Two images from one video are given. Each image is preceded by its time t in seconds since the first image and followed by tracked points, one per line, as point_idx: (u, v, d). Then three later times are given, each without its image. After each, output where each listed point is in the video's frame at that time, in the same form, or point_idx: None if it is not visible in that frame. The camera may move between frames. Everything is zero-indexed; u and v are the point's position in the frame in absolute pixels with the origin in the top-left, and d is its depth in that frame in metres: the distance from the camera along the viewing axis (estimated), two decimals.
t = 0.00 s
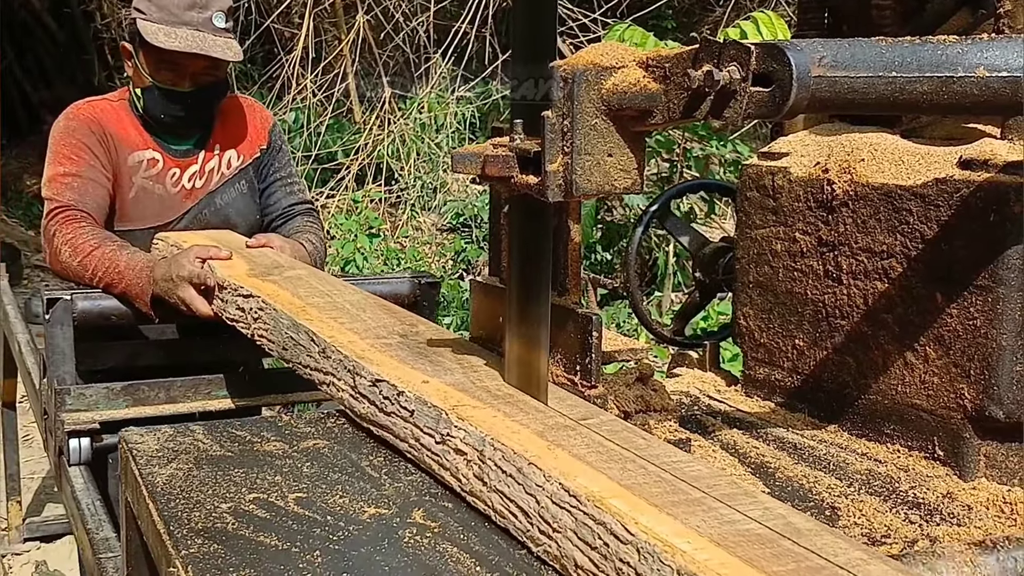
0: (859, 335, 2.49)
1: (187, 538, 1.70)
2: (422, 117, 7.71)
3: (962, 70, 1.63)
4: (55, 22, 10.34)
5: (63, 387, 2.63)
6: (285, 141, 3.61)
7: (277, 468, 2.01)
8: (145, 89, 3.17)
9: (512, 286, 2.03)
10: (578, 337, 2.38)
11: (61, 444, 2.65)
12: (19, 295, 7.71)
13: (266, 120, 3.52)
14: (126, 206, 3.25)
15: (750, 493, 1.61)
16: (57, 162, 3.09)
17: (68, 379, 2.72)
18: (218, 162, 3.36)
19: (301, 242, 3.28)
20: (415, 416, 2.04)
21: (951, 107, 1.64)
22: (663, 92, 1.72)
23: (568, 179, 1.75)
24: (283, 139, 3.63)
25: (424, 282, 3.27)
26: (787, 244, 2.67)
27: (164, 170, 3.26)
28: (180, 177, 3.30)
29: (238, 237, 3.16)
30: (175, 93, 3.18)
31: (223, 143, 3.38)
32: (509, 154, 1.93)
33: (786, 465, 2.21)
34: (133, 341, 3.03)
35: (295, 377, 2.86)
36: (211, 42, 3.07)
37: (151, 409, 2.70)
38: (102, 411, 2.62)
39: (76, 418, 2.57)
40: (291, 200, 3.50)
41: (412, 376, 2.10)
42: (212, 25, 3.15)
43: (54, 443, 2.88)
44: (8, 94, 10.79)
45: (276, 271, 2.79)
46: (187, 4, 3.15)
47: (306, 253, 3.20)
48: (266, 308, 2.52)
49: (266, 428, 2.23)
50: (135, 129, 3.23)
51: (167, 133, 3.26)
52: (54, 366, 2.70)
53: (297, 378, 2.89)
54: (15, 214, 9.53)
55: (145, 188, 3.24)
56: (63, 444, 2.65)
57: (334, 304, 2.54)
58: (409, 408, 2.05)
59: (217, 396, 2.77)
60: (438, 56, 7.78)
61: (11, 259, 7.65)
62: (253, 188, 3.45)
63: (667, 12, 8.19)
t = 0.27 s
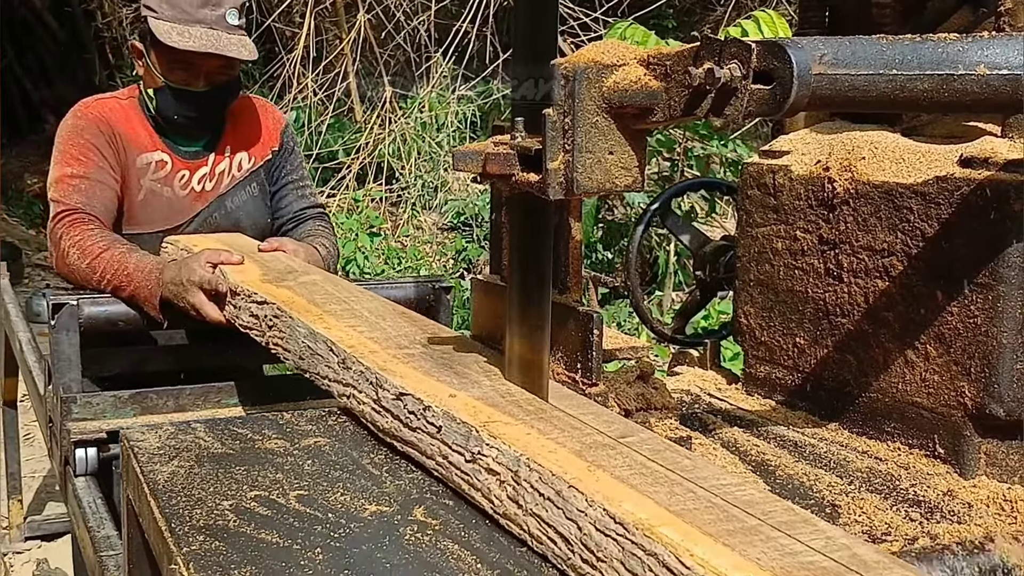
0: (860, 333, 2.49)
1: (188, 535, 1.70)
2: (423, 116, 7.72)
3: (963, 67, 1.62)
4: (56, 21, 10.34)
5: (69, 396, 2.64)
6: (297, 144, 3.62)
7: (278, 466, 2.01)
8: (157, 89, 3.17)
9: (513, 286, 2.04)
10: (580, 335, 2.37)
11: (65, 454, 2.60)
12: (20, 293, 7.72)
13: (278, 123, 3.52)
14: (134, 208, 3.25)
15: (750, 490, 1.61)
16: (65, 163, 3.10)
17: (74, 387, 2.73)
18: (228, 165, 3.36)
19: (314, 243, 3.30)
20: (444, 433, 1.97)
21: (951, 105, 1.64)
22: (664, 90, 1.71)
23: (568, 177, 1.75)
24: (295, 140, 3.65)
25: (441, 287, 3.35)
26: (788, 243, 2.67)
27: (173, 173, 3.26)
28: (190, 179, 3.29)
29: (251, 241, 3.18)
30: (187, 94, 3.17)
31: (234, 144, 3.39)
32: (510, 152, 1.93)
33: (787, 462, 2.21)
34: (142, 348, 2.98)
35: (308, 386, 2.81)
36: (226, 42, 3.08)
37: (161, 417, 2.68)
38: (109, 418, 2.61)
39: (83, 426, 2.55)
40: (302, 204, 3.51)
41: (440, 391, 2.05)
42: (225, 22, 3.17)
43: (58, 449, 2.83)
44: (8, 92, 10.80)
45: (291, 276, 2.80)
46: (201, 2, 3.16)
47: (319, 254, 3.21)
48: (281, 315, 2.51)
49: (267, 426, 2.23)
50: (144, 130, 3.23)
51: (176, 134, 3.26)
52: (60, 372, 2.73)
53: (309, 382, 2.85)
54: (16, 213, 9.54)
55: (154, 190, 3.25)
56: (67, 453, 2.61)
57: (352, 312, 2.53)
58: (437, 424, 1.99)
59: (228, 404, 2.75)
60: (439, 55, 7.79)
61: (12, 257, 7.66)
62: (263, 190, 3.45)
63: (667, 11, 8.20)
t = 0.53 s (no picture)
0: (858, 331, 2.49)
1: (187, 533, 1.71)
2: (423, 115, 7.72)
3: (961, 66, 1.63)
4: (55, 21, 10.34)
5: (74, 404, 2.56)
6: (306, 145, 3.66)
7: (277, 464, 2.01)
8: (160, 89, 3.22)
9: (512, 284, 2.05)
10: (578, 333, 2.36)
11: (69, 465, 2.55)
12: (20, 293, 7.73)
13: (288, 124, 3.57)
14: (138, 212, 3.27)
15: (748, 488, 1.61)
16: (62, 166, 3.14)
17: (78, 395, 2.66)
18: (234, 165, 3.39)
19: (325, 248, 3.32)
20: (472, 450, 1.88)
21: (949, 104, 1.64)
22: (662, 89, 1.72)
23: (568, 176, 1.76)
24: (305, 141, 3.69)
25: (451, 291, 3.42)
26: (787, 242, 2.67)
27: (176, 174, 3.29)
28: (194, 181, 3.32)
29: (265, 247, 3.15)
30: (191, 93, 3.22)
31: (241, 145, 3.42)
32: (508, 150, 1.93)
33: (786, 461, 2.21)
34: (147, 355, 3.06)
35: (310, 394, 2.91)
36: (231, 39, 3.12)
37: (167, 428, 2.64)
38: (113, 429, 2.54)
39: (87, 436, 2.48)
40: (313, 205, 3.54)
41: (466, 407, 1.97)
42: (230, 18, 3.21)
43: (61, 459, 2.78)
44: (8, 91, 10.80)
45: (303, 282, 2.80)
46: None
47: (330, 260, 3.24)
48: (295, 323, 2.50)
49: (266, 424, 2.23)
50: (146, 133, 3.26)
51: (181, 135, 3.30)
52: (64, 381, 2.64)
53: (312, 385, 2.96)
54: (16, 212, 9.55)
55: (157, 192, 3.27)
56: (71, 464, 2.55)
57: (367, 319, 2.53)
58: (464, 441, 1.90)
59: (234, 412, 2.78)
60: (438, 54, 7.79)
61: (12, 256, 7.67)
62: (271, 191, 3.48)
63: (667, 10, 8.21)
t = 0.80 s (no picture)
0: (856, 330, 2.49)
1: (185, 532, 1.71)
2: (422, 114, 7.72)
3: (958, 65, 1.64)
4: (55, 20, 10.35)
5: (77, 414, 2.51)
6: (321, 144, 3.70)
7: (275, 463, 2.02)
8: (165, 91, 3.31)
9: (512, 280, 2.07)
10: (576, 332, 2.35)
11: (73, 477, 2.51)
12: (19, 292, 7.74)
13: (306, 124, 3.64)
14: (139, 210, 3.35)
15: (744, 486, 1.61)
16: (56, 167, 3.26)
17: (82, 405, 2.63)
18: (240, 165, 3.47)
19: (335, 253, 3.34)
20: (504, 473, 1.77)
21: (947, 104, 1.65)
22: (659, 88, 1.73)
23: (565, 174, 1.77)
24: (319, 140, 3.74)
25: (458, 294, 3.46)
26: (784, 241, 2.67)
27: (175, 173, 3.37)
28: (194, 179, 3.39)
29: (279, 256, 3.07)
30: (194, 95, 3.30)
31: (248, 145, 3.50)
32: (506, 149, 1.93)
33: (783, 459, 2.21)
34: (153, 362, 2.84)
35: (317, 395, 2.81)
36: (236, 43, 3.18)
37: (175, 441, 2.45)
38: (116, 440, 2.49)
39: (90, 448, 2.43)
40: (326, 205, 3.57)
41: (497, 425, 1.86)
42: (237, 21, 3.28)
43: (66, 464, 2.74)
44: (8, 91, 10.81)
45: (316, 290, 2.75)
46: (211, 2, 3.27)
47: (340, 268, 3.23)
48: (308, 332, 2.43)
49: (264, 423, 2.24)
50: (148, 133, 3.35)
51: (183, 135, 3.37)
52: (67, 391, 2.62)
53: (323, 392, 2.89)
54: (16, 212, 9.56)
55: (157, 190, 3.35)
56: (76, 475, 2.51)
57: (385, 329, 2.45)
58: (495, 463, 1.80)
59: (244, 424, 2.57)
60: (438, 54, 7.80)
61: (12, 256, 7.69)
62: (279, 191, 3.54)
63: (667, 10, 8.22)
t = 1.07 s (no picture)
0: (856, 327, 2.49)
1: (185, 528, 1.71)
2: (422, 113, 7.72)
3: (958, 61, 1.63)
4: (56, 19, 10.37)
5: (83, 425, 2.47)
6: (328, 139, 3.63)
7: (275, 459, 2.02)
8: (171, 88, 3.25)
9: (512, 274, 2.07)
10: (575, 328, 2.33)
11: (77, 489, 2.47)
12: (19, 290, 7.75)
13: (313, 120, 3.58)
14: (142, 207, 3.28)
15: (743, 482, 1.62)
16: (61, 165, 3.19)
17: (88, 414, 2.52)
18: (246, 162, 3.40)
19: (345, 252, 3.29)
20: (546, 500, 1.63)
21: (947, 101, 1.65)
22: (660, 84, 1.75)
23: (565, 170, 1.77)
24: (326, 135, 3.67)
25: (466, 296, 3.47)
26: (784, 238, 2.67)
27: (180, 170, 3.30)
28: (199, 176, 3.32)
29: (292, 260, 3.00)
30: (201, 92, 3.23)
31: (253, 143, 3.43)
32: (506, 146, 1.93)
33: (783, 456, 2.21)
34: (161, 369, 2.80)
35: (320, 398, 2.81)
36: (246, 41, 3.11)
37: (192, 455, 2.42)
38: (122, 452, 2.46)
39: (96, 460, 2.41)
40: (332, 201, 3.52)
41: (537, 447, 1.71)
42: (245, 18, 3.18)
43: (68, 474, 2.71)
44: (8, 89, 10.82)
45: (334, 296, 2.66)
46: None
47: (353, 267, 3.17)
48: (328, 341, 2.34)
49: (263, 420, 2.24)
50: (152, 129, 3.28)
51: (188, 132, 3.30)
52: (74, 400, 2.50)
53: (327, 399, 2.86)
54: (16, 211, 9.58)
55: (162, 186, 3.28)
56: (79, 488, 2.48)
57: (409, 340, 2.33)
58: (537, 488, 1.65)
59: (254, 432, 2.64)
60: (438, 52, 7.81)
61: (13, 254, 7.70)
62: (285, 188, 3.48)
63: (667, 9, 8.23)
